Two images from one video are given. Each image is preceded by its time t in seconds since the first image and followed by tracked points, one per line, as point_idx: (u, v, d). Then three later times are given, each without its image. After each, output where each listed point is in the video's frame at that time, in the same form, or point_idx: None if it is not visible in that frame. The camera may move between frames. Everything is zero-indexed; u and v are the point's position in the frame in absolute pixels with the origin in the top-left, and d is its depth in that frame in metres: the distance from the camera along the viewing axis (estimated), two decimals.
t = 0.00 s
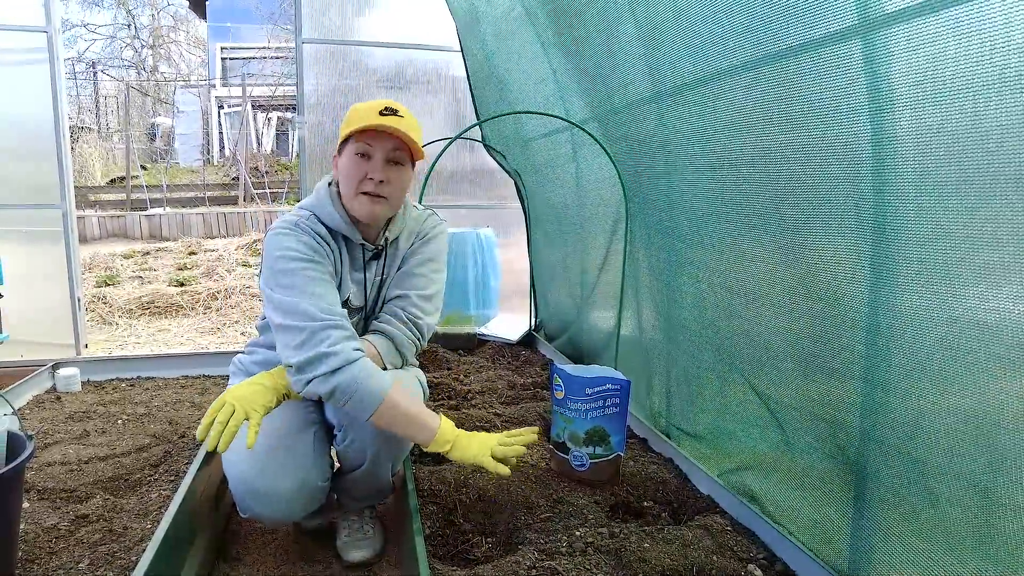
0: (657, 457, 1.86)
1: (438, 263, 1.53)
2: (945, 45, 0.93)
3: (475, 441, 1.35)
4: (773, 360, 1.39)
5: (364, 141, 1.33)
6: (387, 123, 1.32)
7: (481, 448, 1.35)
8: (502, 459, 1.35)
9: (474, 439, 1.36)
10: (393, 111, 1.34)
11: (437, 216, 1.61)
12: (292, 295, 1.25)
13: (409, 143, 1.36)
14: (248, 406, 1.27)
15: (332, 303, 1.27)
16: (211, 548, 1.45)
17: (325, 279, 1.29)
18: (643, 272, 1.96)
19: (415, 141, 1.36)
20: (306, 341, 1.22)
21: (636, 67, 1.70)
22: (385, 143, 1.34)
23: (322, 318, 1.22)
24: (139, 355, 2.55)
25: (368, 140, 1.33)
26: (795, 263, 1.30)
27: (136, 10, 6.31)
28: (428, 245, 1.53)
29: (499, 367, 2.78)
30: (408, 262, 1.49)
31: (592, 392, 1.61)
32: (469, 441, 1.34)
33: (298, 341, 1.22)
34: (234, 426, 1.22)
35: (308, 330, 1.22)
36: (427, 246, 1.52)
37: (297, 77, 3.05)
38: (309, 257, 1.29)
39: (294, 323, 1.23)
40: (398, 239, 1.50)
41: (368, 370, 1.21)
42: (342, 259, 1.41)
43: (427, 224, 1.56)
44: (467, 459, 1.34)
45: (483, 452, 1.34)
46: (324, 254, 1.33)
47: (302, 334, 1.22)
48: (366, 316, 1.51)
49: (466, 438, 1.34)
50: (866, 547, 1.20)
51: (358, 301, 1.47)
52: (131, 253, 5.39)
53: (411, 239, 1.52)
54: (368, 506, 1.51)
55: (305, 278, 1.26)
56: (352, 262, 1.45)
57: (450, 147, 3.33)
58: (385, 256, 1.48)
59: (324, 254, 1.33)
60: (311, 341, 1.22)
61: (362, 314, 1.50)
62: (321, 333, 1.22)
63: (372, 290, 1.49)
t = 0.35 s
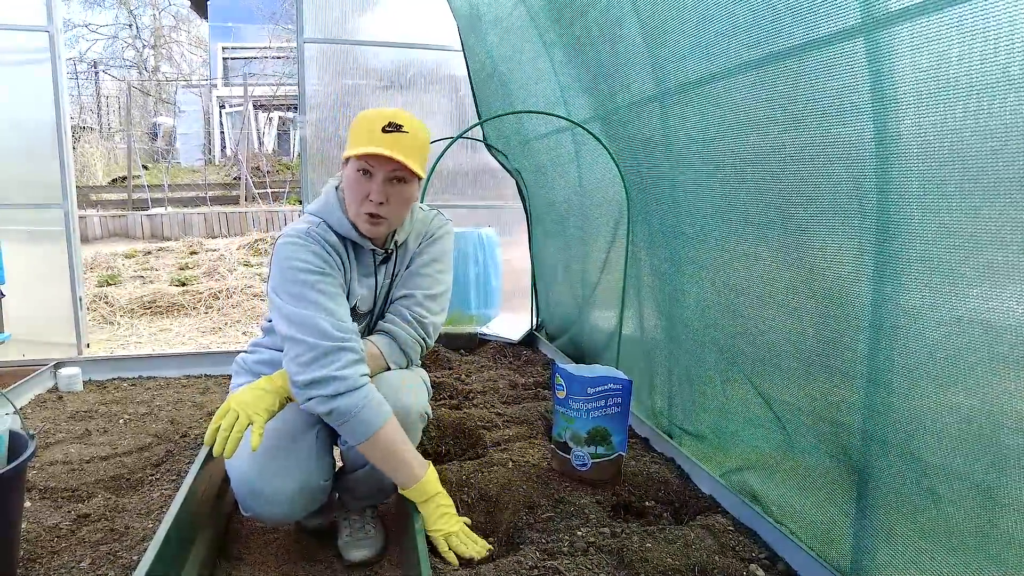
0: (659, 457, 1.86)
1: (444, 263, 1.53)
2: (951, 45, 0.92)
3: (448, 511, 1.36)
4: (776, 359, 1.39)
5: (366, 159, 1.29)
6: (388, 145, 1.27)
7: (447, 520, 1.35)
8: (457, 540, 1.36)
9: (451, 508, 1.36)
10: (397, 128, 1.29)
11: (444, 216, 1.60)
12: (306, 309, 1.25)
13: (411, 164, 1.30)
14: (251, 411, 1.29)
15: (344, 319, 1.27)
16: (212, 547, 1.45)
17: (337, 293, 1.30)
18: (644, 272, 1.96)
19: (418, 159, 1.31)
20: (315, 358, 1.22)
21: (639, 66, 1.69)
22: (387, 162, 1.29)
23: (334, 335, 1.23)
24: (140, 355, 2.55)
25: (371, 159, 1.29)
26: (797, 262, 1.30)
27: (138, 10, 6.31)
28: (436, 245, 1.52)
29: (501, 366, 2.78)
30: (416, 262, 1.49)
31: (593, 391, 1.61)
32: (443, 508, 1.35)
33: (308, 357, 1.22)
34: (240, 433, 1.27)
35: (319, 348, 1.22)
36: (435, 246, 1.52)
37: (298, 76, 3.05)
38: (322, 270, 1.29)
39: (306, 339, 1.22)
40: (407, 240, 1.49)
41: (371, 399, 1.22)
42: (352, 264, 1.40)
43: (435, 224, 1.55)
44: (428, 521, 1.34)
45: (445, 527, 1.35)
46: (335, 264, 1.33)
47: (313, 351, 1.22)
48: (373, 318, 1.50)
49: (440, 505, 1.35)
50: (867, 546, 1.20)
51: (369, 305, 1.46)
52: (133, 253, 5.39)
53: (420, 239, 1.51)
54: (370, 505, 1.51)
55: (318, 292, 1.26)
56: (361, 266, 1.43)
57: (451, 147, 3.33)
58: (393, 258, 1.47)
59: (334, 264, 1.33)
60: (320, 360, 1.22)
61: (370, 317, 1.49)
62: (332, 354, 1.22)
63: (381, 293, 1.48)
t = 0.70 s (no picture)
0: (658, 456, 1.86)
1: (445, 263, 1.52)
2: (950, 41, 0.92)
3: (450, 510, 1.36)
4: (775, 358, 1.39)
5: (366, 148, 1.31)
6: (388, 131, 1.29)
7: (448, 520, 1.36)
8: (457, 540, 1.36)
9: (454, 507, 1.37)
10: (396, 116, 1.31)
11: (446, 217, 1.60)
12: (305, 308, 1.24)
13: (411, 151, 1.32)
14: (249, 409, 1.29)
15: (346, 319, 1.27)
16: (212, 546, 1.45)
17: (337, 292, 1.30)
18: (644, 271, 1.96)
19: (418, 145, 1.32)
20: (314, 358, 1.22)
21: (638, 65, 1.69)
22: (387, 151, 1.31)
23: (334, 334, 1.22)
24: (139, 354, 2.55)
25: (371, 148, 1.31)
26: (797, 260, 1.30)
27: (137, 10, 6.31)
28: (438, 245, 1.52)
29: (500, 365, 2.78)
30: (416, 262, 1.49)
31: (593, 389, 1.61)
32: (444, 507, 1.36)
33: (307, 357, 1.22)
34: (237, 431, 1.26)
35: (318, 348, 1.21)
36: (436, 246, 1.52)
37: (298, 76, 3.05)
38: (322, 269, 1.29)
39: (304, 339, 1.22)
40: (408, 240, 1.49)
41: (370, 398, 1.21)
42: (351, 264, 1.39)
43: (437, 224, 1.55)
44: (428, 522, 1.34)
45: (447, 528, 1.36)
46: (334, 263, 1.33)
47: (311, 351, 1.21)
48: (373, 318, 1.50)
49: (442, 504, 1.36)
50: (866, 546, 1.20)
51: (369, 305, 1.45)
52: (133, 253, 5.39)
53: (422, 239, 1.51)
54: (370, 505, 1.50)
55: (318, 291, 1.26)
56: (361, 266, 1.43)
57: (450, 147, 3.33)
58: (394, 258, 1.47)
59: (334, 263, 1.32)
60: (319, 360, 1.22)
61: (370, 317, 1.49)
62: (330, 354, 1.22)
63: (382, 293, 1.48)
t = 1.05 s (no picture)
0: (657, 456, 1.87)
1: (445, 262, 1.53)
2: (948, 42, 0.92)
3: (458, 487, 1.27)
4: (774, 357, 1.39)
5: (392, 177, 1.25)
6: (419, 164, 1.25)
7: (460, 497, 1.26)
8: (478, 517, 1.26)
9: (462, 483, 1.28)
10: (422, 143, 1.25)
11: (447, 216, 1.60)
12: (297, 306, 1.25)
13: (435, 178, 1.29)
14: (246, 404, 1.29)
15: (338, 316, 1.27)
16: (212, 546, 1.45)
17: (332, 290, 1.30)
18: (643, 271, 1.96)
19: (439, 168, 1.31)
20: (303, 356, 1.22)
21: (638, 64, 1.69)
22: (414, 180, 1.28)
23: (323, 332, 1.23)
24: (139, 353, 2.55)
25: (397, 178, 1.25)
26: (796, 259, 1.30)
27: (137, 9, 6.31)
28: (438, 244, 1.52)
29: (500, 365, 2.78)
30: (416, 261, 1.49)
31: (592, 389, 1.60)
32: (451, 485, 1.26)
33: (296, 355, 1.22)
34: (233, 427, 1.26)
35: (306, 345, 1.22)
36: (436, 245, 1.52)
37: (298, 76, 3.06)
38: (316, 267, 1.29)
39: (294, 337, 1.23)
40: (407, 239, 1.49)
41: (358, 393, 1.21)
42: (350, 262, 1.39)
43: (437, 223, 1.55)
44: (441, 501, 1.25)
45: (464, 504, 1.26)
46: (331, 262, 1.33)
47: (300, 349, 1.22)
48: (372, 317, 1.50)
49: (450, 481, 1.26)
50: (865, 545, 1.20)
51: (368, 304, 1.46)
52: (133, 252, 5.38)
53: (422, 238, 1.51)
54: (370, 503, 1.50)
55: (310, 289, 1.26)
56: (360, 265, 1.43)
57: (450, 146, 3.33)
58: (394, 256, 1.47)
59: (331, 262, 1.33)
60: (308, 358, 1.22)
61: (369, 316, 1.49)
62: (319, 351, 1.22)
63: (381, 292, 1.48)
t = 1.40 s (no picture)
0: (656, 455, 1.87)
1: (444, 263, 1.53)
2: (945, 41, 0.92)
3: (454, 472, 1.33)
4: (773, 356, 1.39)
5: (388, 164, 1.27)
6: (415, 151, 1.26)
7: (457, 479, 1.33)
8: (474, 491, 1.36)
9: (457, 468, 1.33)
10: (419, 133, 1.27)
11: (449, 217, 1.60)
12: (294, 307, 1.25)
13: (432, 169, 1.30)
14: (239, 403, 1.32)
15: (334, 317, 1.28)
16: (210, 545, 1.45)
17: (330, 290, 1.30)
18: (642, 270, 1.96)
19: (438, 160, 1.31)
20: (296, 356, 1.22)
21: (636, 63, 1.69)
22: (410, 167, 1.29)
23: (317, 332, 1.23)
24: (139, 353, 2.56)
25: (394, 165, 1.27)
26: (794, 258, 1.30)
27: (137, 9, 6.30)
28: (438, 245, 1.52)
29: (499, 364, 2.78)
30: (416, 262, 1.49)
31: (590, 388, 1.60)
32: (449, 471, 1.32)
33: (290, 354, 1.22)
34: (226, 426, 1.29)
35: (299, 345, 1.22)
36: (437, 246, 1.52)
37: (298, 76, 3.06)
38: (315, 267, 1.29)
39: (288, 336, 1.23)
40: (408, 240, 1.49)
41: (350, 393, 1.21)
42: (349, 263, 1.40)
43: (438, 224, 1.55)
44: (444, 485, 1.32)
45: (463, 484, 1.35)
46: (330, 262, 1.33)
47: (293, 349, 1.22)
48: (371, 316, 1.50)
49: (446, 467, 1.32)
50: (862, 543, 1.20)
51: (367, 304, 1.46)
52: (133, 252, 5.39)
53: (422, 238, 1.51)
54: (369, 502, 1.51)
55: (308, 289, 1.27)
56: (360, 265, 1.43)
57: (450, 147, 3.33)
58: (394, 257, 1.47)
59: (330, 263, 1.33)
60: (301, 357, 1.22)
61: (367, 315, 1.49)
62: (312, 350, 1.22)
63: (381, 292, 1.48)
